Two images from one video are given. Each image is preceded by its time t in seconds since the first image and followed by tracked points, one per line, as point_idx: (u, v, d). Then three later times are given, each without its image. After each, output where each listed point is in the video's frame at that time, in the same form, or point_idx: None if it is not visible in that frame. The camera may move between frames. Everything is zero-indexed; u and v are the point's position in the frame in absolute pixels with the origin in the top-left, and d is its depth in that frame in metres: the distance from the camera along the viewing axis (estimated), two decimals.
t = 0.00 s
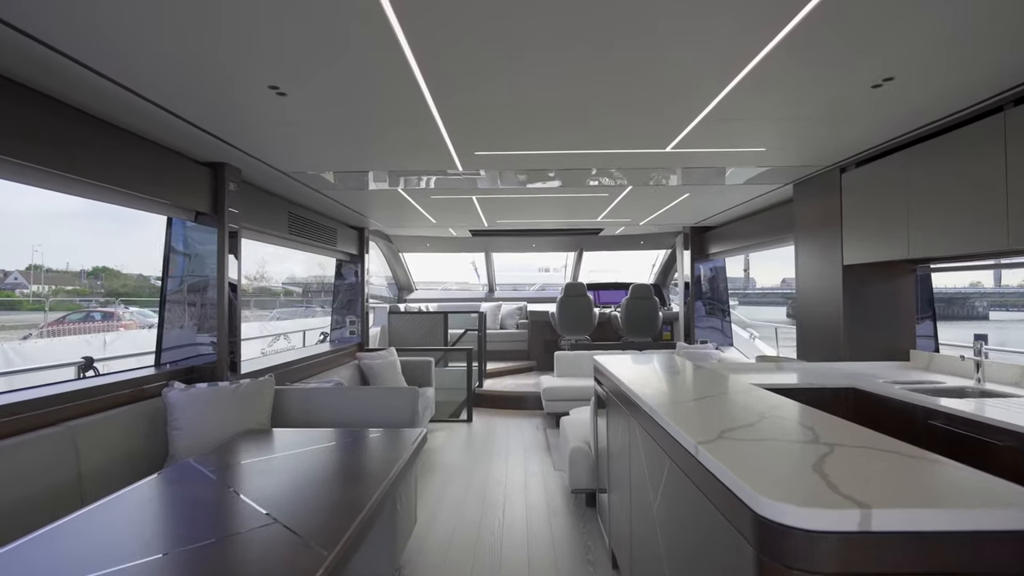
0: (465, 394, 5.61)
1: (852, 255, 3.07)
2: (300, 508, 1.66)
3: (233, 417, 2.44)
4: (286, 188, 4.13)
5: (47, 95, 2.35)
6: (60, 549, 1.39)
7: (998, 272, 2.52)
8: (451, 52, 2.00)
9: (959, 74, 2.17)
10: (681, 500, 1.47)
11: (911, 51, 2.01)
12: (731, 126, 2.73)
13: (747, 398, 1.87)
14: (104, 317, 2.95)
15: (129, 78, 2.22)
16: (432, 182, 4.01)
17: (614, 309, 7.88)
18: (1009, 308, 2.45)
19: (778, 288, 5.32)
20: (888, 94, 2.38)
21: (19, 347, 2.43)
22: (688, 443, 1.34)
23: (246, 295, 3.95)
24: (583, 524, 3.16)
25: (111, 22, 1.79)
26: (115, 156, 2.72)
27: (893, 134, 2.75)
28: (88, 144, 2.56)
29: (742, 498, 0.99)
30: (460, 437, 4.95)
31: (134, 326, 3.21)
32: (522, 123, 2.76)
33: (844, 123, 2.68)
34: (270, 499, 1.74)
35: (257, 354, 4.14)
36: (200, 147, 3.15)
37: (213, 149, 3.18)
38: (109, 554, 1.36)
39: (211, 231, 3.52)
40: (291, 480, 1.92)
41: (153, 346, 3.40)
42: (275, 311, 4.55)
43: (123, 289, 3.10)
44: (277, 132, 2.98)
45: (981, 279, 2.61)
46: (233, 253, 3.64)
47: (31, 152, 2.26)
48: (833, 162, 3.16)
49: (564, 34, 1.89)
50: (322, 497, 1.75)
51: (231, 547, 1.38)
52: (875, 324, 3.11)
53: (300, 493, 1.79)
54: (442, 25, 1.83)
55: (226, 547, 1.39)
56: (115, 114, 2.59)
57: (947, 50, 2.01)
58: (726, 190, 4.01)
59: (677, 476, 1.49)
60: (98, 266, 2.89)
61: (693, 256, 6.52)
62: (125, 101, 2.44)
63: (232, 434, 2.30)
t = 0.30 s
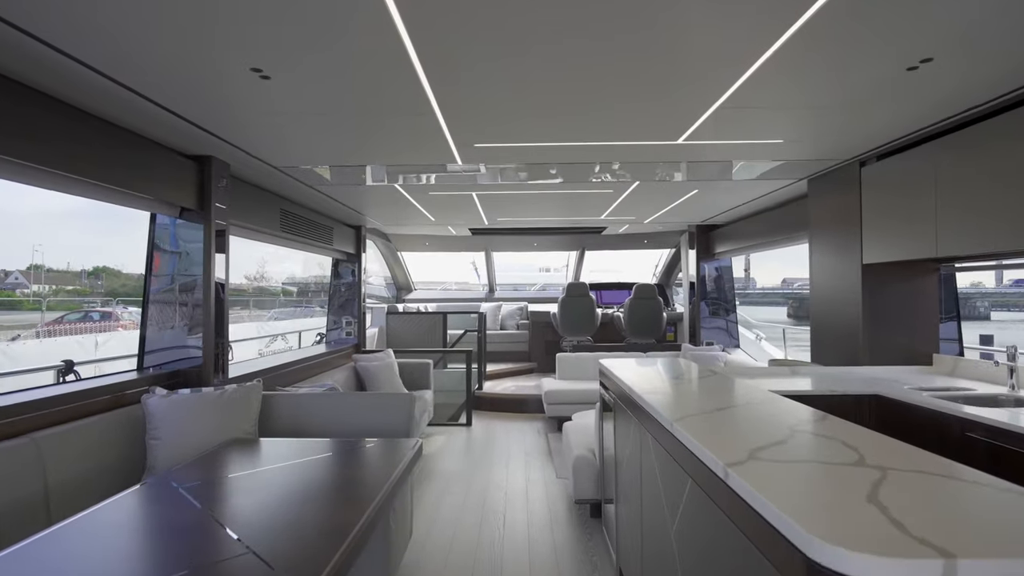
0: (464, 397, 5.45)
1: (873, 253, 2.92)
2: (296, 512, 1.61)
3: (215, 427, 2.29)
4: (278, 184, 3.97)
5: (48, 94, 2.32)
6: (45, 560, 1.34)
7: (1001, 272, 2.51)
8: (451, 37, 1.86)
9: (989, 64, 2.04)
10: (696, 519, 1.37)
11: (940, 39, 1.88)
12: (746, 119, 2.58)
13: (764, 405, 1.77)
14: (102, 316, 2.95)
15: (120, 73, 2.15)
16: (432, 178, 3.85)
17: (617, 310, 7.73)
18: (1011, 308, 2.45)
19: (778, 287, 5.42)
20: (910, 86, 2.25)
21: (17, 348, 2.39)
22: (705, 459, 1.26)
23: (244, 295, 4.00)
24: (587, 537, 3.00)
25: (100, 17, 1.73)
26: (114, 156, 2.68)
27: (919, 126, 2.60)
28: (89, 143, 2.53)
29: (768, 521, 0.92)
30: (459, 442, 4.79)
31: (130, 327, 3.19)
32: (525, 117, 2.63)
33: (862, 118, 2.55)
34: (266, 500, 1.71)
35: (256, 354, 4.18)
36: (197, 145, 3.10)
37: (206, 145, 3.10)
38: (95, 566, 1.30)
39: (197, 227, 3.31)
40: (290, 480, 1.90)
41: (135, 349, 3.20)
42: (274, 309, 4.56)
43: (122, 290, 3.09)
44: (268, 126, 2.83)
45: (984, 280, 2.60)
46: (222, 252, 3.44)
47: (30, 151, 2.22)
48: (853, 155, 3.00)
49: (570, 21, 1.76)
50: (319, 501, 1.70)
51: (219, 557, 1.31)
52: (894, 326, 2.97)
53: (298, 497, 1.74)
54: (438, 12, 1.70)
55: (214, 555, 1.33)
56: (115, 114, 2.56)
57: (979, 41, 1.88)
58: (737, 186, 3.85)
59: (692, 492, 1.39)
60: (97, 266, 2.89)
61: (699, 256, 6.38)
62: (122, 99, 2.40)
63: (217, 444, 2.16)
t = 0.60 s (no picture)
0: (462, 400, 5.30)
1: (895, 253, 2.77)
2: (288, 509, 1.63)
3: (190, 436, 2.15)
4: (269, 179, 3.82)
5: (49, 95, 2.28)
6: (36, 564, 1.31)
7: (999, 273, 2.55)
8: (446, 21, 1.70)
9: None
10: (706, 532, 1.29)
11: (982, 23, 1.72)
12: (762, 113, 2.42)
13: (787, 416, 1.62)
14: (101, 316, 2.94)
15: (117, 72, 2.09)
16: (430, 173, 3.69)
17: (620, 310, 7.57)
18: (1012, 308, 2.46)
19: (778, 288, 5.44)
20: (943, 75, 2.09)
21: (13, 349, 2.32)
22: (715, 470, 1.20)
23: (244, 294, 4.03)
24: (591, 552, 2.83)
25: (93, 15, 1.67)
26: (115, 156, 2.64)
27: (947, 117, 2.43)
28: (92, 144, 2.50)
29: (780, 532, 0.89)
30: (457, 447, 4.63)
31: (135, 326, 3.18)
32: (527, 112, 2.50)
33: (879, 113, 2.43)
34: (256, 497, 1.74)
35: (250, 355, 4.15)
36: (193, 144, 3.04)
37: (201, 144, 3.03)
38: (89, 567, 1.28)
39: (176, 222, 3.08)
40: (280, 477, 1.91)
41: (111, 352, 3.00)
42: (273, 310, 4.55)
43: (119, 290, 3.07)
44: (255, 120, 2.67)
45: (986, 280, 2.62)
46: (203, 250, 3.18)
47: (29, 151, 2.17)
48: (874, 148, 2.84)
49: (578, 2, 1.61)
50: (310, 498, 1.72)
51: (211, 561, 1.28)
52: (919, 326, 2.81)
53: (289, 493, 1.76)
54: None
55: (204, 558, 1.31)
56: (117, 113, 2.53)
57: (1010, 32, 1.77)
58: (746, 181, 3.70)
59: (702, 502, 1.33)
60: (98, 266, 2.88)
61: (705, 255, 6.23)
62: (122, 99, 2.36)
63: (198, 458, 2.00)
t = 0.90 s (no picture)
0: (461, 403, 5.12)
1: (922, 250, 2.59)
2: (280, 513, 1.57)
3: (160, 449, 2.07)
4: (257, 172, 3.64)
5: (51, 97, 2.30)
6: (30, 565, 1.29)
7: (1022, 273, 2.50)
8: None
9: None
10: (725, 558, 1.16)
11: None
12: (782, 98, 2.25)
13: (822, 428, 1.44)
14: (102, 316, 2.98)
15: (80, 51, 1.92)
16: (427, 167, 3.51)
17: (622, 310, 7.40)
18: None
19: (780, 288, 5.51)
20: (981, 56, 1.92)
21: (12, 351, 2.30)
22: (721, 477, 1.13)
23: (243, 295, 4.11)
24: (596, 569, 2.66)
25: (93, 15, 1.68)
26: (114, 156, 2.63)
27: (982, 103, 2.25)
28: (89, 143, 2.48)
29: (790, 544, 0.83)
30: (454, 453, 4.46)
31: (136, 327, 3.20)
32: (528, 102, 2.37)
33: (902, 106, 2.31)
34: (251, 501, 1.67)
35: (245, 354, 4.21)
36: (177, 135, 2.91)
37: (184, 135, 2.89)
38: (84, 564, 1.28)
39: (151, 216, 2.90)
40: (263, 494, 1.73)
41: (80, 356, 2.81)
42: (271, 310, 4.63)
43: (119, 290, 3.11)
44: (237, 107, 2.49)
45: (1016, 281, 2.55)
46: (180, 249, 3.01)
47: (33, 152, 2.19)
48: (900, 137, 2.66)
49: None
50: (303, 501, 1.66)
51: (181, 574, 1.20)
52: (943, 331, 2.66)
53: (277, 501, 1.67)
54: None
55: None
56: (117, 114, 2.54)
57: None
58: (757, 175, 3.52)
59: (710, 511, 1.26)
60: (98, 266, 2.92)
61: (710, 254, 6.07)
62: (121, 99, 2.36)
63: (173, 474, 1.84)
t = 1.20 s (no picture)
0: (458, 406, 4.94)
1: (953, 246, 2.42)
2: (260, 527, 1.46)
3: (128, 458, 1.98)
4: (243, 165, 3.47)
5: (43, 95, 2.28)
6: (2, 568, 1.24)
7: None
8: None
9: None
10: None
11: None
12: (802, 81, 2.08)
13: (865, 445, 1.26)
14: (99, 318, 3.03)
15: (34, 26, 1.75)
16: (422, 159, 3.33)
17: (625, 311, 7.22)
18: None
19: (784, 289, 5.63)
20: None
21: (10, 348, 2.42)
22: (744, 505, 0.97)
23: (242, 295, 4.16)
24: None
25: None
26: (109, 154, 2.62)
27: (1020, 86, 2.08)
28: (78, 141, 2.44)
29: (795, 555, 0.80)
30: (451, 460, 4.28)
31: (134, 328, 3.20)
32: (528, 86, 2.20)
33: (929, 92, 2.16)
34: (233, 499, 1.66)
35: (240, 356, 4.23)
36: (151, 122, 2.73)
37: (159, 122, 2.71)
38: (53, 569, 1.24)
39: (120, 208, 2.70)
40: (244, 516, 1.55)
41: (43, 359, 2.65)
42: (269, 310, 4.65)
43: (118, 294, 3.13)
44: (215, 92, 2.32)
45: None
46: (154, 245, 2.83)
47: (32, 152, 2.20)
48: (928, 125, 2.48)
49: None
50: (286, 516, 1.53)
51: None
52: (972, 336, 2.50)
53: (258, 523, 1.48)
54: None
55: None
56: (87, 100, 2.37)
57: None
58: (769, 169, 3.35)
59: (715, 524, 1.19)
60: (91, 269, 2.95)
61: (717, 253, 5.86)
62: (110, 93, 2.31)
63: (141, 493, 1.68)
